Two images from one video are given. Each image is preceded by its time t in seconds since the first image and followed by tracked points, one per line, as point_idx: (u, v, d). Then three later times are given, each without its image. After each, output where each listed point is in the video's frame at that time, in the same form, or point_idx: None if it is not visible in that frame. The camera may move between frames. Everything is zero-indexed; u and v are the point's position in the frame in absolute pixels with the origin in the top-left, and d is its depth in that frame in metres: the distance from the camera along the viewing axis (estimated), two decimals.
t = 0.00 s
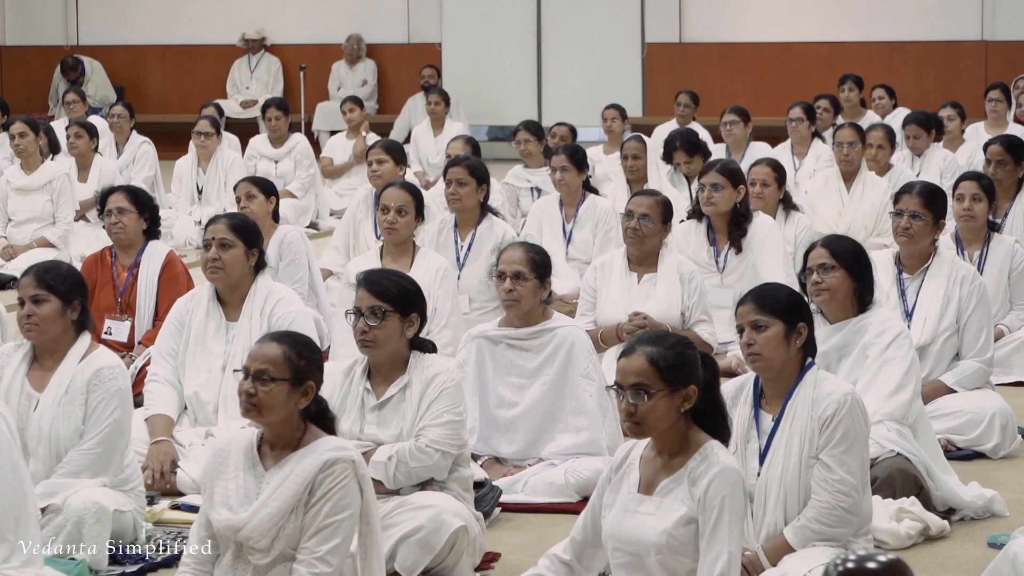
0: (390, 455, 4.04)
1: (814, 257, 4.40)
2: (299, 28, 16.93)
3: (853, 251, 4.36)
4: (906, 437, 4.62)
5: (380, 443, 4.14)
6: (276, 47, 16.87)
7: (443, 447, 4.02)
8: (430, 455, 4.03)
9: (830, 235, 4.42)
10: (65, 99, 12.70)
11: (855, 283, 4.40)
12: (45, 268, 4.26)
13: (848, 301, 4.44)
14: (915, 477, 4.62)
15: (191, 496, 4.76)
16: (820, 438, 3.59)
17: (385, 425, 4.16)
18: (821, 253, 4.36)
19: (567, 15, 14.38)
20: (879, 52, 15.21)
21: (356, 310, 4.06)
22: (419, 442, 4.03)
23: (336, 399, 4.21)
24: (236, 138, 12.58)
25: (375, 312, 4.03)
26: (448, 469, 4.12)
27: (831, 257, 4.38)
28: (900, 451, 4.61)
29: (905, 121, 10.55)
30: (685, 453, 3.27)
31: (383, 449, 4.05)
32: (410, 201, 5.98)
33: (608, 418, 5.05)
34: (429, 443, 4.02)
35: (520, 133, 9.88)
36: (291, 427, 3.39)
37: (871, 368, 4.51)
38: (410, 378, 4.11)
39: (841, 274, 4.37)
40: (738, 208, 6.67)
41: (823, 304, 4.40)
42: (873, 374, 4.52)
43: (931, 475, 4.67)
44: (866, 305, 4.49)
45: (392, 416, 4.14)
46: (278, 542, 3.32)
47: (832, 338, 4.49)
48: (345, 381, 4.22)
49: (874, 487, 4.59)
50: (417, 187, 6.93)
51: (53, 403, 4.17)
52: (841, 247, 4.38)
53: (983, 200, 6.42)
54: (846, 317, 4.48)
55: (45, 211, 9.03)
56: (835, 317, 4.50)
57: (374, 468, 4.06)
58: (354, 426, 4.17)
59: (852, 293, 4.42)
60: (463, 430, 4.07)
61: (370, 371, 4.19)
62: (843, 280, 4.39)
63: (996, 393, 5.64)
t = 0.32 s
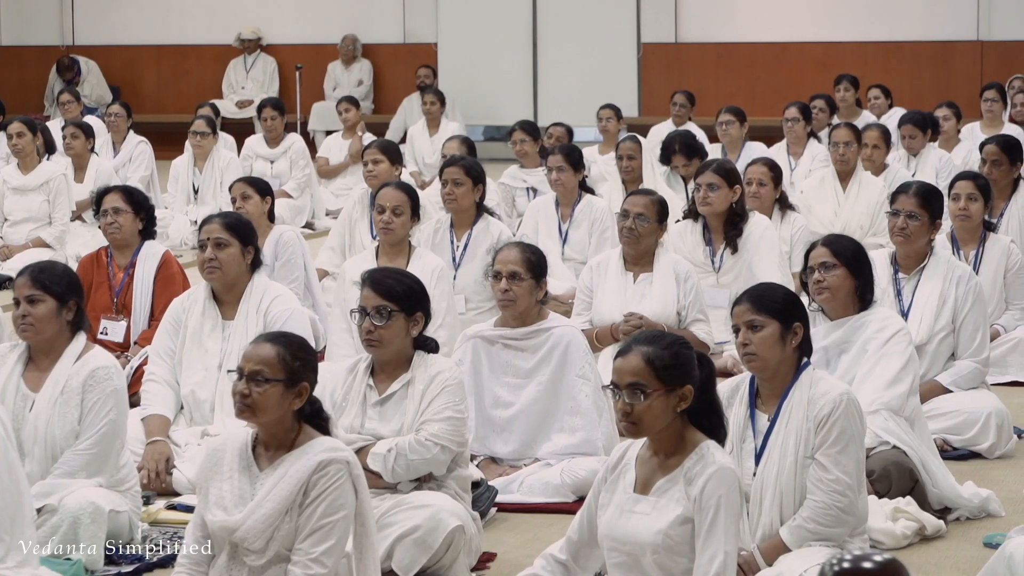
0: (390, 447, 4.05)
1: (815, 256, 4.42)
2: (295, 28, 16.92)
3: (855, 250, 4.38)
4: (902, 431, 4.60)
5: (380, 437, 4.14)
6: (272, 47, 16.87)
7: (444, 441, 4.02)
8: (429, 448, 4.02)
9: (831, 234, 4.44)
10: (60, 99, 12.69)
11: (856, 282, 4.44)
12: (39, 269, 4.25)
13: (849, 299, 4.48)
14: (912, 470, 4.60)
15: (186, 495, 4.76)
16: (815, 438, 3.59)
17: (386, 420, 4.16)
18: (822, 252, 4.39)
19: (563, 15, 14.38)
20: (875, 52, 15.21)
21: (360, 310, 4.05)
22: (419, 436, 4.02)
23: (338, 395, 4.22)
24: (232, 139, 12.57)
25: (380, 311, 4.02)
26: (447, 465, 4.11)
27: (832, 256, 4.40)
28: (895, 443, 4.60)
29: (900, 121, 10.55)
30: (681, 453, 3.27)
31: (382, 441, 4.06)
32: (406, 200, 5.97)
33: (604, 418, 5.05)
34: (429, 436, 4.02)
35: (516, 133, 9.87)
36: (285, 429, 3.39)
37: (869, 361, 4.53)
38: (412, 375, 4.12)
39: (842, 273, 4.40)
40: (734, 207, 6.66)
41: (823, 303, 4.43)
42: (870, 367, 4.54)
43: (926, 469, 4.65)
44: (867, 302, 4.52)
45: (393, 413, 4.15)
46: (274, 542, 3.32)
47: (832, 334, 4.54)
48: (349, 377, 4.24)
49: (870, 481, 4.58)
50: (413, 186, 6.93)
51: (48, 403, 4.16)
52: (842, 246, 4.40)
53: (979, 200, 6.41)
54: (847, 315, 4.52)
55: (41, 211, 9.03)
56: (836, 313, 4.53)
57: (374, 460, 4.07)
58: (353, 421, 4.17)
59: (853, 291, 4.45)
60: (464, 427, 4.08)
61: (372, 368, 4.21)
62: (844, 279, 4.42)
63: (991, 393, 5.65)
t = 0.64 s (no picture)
0: (392, 436, 4.06)
1: (808, 257, 4.42)
2: (290, 27, 16.92)
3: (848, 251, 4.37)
4: (893, 430, 4.60)
5: (382, 429, 4.16)
6: (267, 47, 16.87)
7: (448, 432, 4.04)
8: (433, 437, 4.04)
9: (825, 234, 4.44)
10: (56, 99, 12.69)
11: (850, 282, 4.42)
12: (34, 269, 4.25)
13: (842, 300, 4.47)
14: (902, 466, 4.58)
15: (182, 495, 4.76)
16: (810, 438, 3.59)
17: (389, 412, 4.18)
18: (814, 252, 4.38)
19: (560, 14, 14.37)
20: (872, 51, 15.22)
21: (366, 317, 4.06)
22: (422, 425, 4.04)
23: (341, 389, 4.25)
24: (228, 139, 12.56)
25: (389, 318, 4.04)
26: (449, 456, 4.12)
27: (824, 256, 4.39)
28: (887, 442, 4.59)
29: (895, 121, 10.55)
30: (676, 453, 3.27)
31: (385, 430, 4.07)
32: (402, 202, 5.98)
33: (600, 418, 5.05)
34: (433, 426, 4.04)
35: (512, 134, 9.88)
36: (277, 430, 3.39)
37: (861, 359, 4.52)
38: (417, 371, 4.16)
39: (835, 273, 4.38)
40: (729, 208, 6.66)
41: (816, 304, 4.42)
42: (860, 366, 4.54)
43: (919, 465, 4.62)
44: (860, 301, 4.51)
45: (397, 406, 4.17)
46: (267, 544, 3.32)
47: (825, 334, 4.53)
48: (355, 372, 4.27)
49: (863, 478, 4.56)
50: (409, 187, 6.93)
51: (44, 404, 4.16)
52: (834, 246, 4.39)
53: (974, 199, 6.42)
54: (839, 315, 4.51)
55: (37, 212, 9.02)
56: (829, 313, 4.52)
57: (375, 448, 4.08)
58: (356, 414, 4.20)
59: (846, 291, 4.44)
60: (467, 422, 4.11)
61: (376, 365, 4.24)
62: (837, 279, 4.40)
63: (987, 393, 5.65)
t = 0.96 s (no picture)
0: (395, 429, 4.06)
1: (797, 256, 4.40)
2: (286, 28, 16.93)
3: (837, 251, 4.36)
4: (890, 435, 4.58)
5: (382, 424, 4.16)
6: (263, 47, 16.88)
7: (451, 425, 4.07)
8: (437, 429, 4.06)
9: (814, 234, 4.42)
10: (53, 100, 12.69)
11: (839, 282, 4.40)
12: (29, 269, 4.25)
13: (832, 300, 4.45)
14: (901, 471, 4.56)
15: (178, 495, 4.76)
16: (807, 436, 3.58)
17: (389, 408, 4.19)
18: (804, 251, 4.37)
19: (557, 15, 14.39)
20: (870, 52, 15.22)
21: (364, 322, 4.06)
22: (426, 418, 4.06)
23: (339, 386, 4.28)
24: (224, 139, 12.55)
25: (386, 324, 4.04)
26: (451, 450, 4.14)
27: (814, 256, 4.37)
28: (883, 446, 4.56)
29: (891, 121, 10.56)
30: (671, 453, 3.27)
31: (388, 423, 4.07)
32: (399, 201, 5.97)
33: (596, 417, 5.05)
34: (437, 419, 4.06)
35: (508, 133, 9.89)
36: (270, 430, 3.39)
37: (854, 364, 4.50)
38: (415, 368, 4.17)
39: (824, 273, 4.37)
40: (725, 207, 6.67)
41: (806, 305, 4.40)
42: (856, 370, 4.51)
43: (916, 469, 4.62)
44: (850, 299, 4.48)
45: (396, 400, 4.19)
46: (260, 546, 3.32)
47: (817, 337, 4.50)
48: (353, 370, 4.31)
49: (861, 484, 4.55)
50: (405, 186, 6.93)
51: (39, 404, 4.15)
52: (824, 246, 4.38)
53: (970, 199, 6.44)
54: (830, 317, 4.48)
55: (33, 212, 9.00)
56: (819, 315, 4.50)
57: (379, 441, 4.08)
58: (356, 409, 4.22)
59: (835, 292, 4.42)
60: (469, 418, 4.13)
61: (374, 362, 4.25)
62: (826, 279, 4.39)
63: (983, 393, 5.66)
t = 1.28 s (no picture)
0: (389, 436, 4.07)
1: (788, 258, 4.37)
2: (283, 28, 16.94)
3: (827, 253, 4.33)
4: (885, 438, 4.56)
5: (376, 429, 4.17)
6: (260, 47, 16.88)
7: (445, 431, 4.09)
8: (430, 436, 4.08)
9: (805, 235, 4.39)
10: (49, 99, 12.68)
11: (830, 285, 4.35)
12: (25, 269, 4.24)
13: (822, 302, 4.39)
14: (898, 473, 4.55)
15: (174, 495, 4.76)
16: (806, 435, 3.58)
17: (380, 412, 4.18)
18: (794, 253, 4.34)
19: (553, 15, 14.39)
20: (867, 52, 15.22)
21: (353, 328, 4.04)
22: (419, 425, 4.07)
23: (328, 390, 4.25)
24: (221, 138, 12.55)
25: (377, 330, 4.02)
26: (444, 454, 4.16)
27: (804, 258, 4.34)
28: (882, 450, 4.55)
29: (889, 121, 10.55)
30: (668, 453, 3.27)
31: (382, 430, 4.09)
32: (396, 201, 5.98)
33: (593, 417, 5.05)
34: (430, 425, 4.08)
35: (505, 133, 9.88)
36: (266, 430, 3.39)
37: (845, 367, 4.45)
38: (406, 369, 4.17)
39: (814, 275, 4.32)
40: (722, 208, 6.66)
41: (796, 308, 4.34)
42: (848, 372, 4.46)
43: (912, 470, 4.60)
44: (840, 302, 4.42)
45: (388, 404, 4.18)
46: (257, 546, 3.32)
47: (809, 339, 4.44)
48: (342, 370, 4.27)
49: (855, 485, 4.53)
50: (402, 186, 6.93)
51: (37, 404, 4.16)
52: (815, 248, 4.35)
53: (966, 200, 6.45)
54: (820, 320, 4.42)
55: (29, 212, 8.98)
56: (809, 318, 4.43)
57: (373, 449, 4.09)
58: (348, 414, 4.20)
59: (825, 294, 4.37)
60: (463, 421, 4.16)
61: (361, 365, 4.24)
62: (816, 281, 4.34)
63: (979, 393, 5.66)
